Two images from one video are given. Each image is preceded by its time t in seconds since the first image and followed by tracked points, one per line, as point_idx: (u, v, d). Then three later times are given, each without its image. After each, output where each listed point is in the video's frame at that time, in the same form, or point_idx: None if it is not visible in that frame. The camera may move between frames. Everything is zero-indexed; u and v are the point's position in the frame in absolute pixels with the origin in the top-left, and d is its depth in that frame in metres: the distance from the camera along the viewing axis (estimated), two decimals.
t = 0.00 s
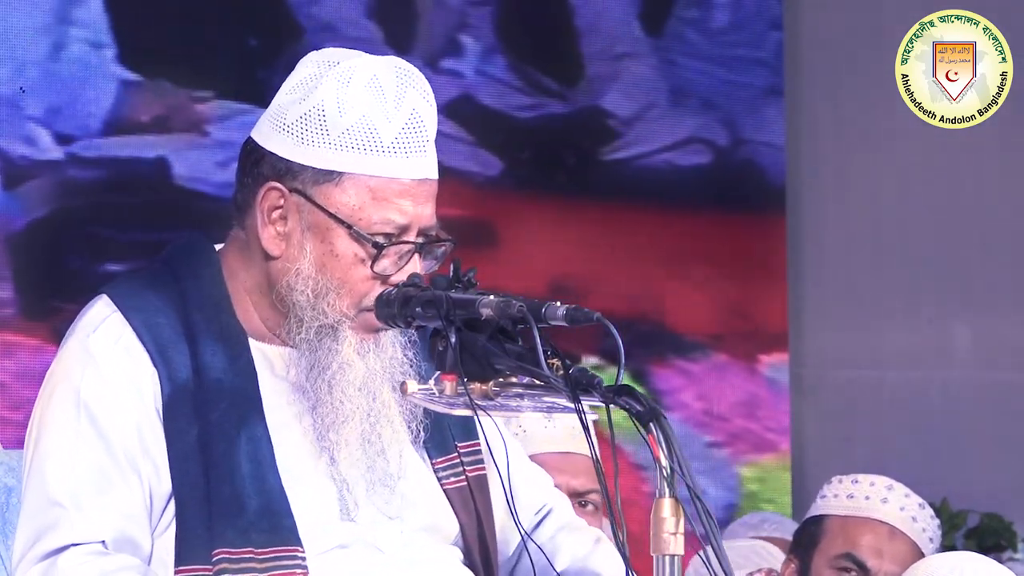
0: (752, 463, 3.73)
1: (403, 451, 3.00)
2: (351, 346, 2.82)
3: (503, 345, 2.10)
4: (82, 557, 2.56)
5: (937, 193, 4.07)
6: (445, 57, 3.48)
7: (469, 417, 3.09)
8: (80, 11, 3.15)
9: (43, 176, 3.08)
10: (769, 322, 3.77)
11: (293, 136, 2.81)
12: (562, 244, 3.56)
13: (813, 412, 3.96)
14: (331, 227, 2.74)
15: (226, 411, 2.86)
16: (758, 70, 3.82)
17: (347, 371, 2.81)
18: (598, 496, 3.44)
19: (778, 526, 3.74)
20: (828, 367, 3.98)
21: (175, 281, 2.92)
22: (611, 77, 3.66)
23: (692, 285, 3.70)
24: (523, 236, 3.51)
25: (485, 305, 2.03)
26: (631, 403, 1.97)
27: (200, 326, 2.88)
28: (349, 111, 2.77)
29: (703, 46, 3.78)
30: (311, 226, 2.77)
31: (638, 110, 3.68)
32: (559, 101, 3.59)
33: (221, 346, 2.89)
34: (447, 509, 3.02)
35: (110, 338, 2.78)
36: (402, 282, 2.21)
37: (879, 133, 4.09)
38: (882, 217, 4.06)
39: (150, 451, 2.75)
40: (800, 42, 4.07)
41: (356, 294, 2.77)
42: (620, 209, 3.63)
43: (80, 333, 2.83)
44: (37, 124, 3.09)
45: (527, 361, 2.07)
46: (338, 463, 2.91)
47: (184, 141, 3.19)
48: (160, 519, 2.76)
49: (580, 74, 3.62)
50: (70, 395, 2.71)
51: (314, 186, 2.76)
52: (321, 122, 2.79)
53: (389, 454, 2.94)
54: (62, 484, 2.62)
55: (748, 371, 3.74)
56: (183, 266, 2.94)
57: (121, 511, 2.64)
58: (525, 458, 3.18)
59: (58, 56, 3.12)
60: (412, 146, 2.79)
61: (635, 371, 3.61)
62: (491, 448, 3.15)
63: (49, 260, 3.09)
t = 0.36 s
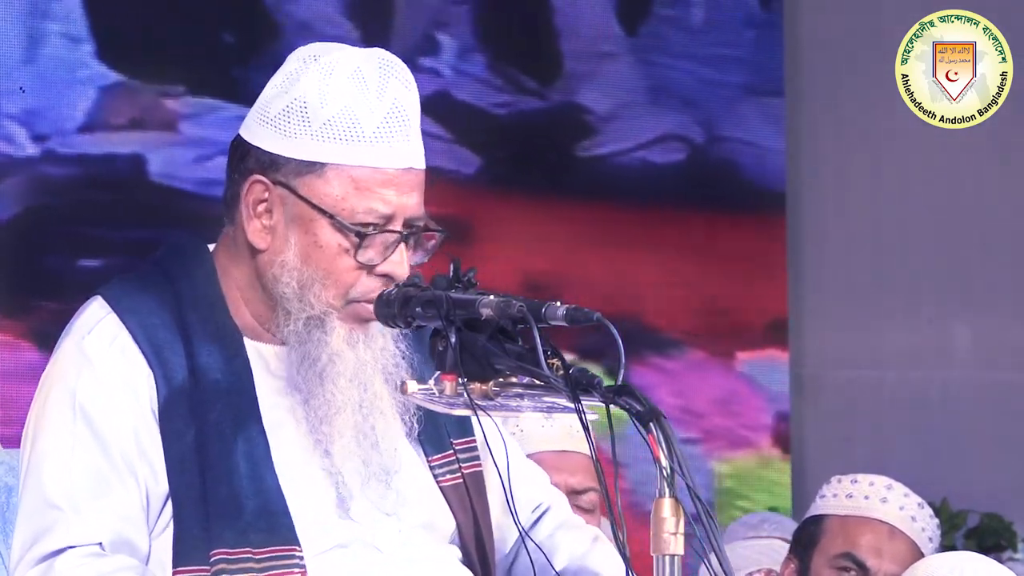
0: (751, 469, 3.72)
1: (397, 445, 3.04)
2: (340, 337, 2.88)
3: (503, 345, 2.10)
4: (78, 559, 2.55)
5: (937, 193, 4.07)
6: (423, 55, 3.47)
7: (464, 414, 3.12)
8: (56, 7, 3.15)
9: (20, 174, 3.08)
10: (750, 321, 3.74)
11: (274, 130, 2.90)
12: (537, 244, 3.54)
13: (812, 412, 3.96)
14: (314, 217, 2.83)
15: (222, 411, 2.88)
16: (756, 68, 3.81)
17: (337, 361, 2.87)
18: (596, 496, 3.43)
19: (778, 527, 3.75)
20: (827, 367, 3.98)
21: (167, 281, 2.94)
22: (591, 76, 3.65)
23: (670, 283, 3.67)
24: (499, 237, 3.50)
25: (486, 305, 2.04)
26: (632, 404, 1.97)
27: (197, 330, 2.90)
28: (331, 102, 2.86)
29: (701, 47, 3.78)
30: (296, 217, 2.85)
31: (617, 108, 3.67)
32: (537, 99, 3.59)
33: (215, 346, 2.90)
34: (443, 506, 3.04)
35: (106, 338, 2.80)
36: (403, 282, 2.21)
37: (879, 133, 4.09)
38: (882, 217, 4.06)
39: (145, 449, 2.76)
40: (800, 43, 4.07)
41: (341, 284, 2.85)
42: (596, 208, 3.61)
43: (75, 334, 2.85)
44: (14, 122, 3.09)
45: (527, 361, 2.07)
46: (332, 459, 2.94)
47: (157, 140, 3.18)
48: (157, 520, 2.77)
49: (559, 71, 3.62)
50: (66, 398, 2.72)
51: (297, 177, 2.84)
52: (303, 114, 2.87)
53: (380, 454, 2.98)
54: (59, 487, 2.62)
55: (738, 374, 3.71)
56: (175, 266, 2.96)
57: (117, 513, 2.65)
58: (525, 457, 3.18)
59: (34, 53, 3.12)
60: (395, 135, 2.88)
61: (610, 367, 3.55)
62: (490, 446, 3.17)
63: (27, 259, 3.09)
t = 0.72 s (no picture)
0: (738, 460, 3.69)
1: (377, 439, 3.12)
2: (297, 339, 3.01)
3: (503, 346, 2.10)
4: (75, 561, 2.75)
5: (937, 193, 4.07)
6: (402, 40, 3.42)
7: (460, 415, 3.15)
8: None
9: None
10: (731, 307, 3.71)
11: (242, 130, 3.01)
12: (513, 229, 3.49)
13: (813, 412, 3.95)
14: (268, 222, 2.94)
15: (215, 413, 3.00)
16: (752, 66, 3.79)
17: (295, 362, 3.01)
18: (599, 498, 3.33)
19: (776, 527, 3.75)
20: (828, 367, 3.98)
21: (162, 286, 3.02)
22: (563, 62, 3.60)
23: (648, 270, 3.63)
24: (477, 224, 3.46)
25: (486, 305, 2.04)
26: (631, 403, 1.97)
27: (190, 338, 3.00)
28: (291, 105, 2.94)
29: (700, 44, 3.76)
30: (252, 219, 2.97)
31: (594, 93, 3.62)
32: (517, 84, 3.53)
33: (207, 352, 3.01)
34: (442, 509, 3.11)
35: (98, 344, 2.93)
36: (403, 282, 2.21)
37: (878, 132, 4.09)
38: (882, 216, 4.06)
39: (139, 451, 2.89)
40: (800, 43, 4.07)
41: (294, 287, 2.96)
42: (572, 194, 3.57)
43: (69, 337, 2.96)
44: None
45: (527, 361, 2.07)
46: (292, 462, 3.03)
47: (142, 124, 3.11)
48: (153, 522, 2.88)
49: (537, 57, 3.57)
50: (60, 404, 2.87)
51: (254, 178, 2.97)
52: (265, 114, 2.98)
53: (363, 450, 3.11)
54: (54, 491, 2.80)
55: (719, 361, 3.68)
56: (170, 271, 3.04)
57: (112, 516, 2.81)
58: (524, 458, 3.21)
59: (9, 31, 3.04)
60: (347, 140, 2.95)
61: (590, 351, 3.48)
62: (490, 448, 3.19)
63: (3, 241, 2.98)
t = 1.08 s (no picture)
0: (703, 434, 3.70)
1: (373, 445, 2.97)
2: (291, 344, 2.83)
3: (503, 346, 2.10)
4: (71, 564, 2.43)
5: (937, 193, 4.07)
6: (375, 17, 3.46)
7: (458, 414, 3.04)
8: None
9: None
10: (708, 286, 3.73)
11: (235, 137, 2.84)
12: (499, 211, 3.54)
13: (812, 411, 3.95)
14: (262, 230, 2.74)
15: (214, 418, 2.80)
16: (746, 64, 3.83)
17: (285, 370, 2.83)
18: (593, 493, 3.50)
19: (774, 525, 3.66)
20: (828, 366, 3.98)
21: (160, 286, 2.88)
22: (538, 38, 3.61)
23: (631, 252, 3.66)
24: (465, 204, 3.51)
25: (486, 305, 2.04)
26: (631, 403, 1.97)
27: (188, 343, 2.83)
28: (284, 110, 2.78)
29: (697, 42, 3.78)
30: (246, 226, 2.77)
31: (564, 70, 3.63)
32: (489, 61, 3.55)
33: (204, 357, 2.84)
34: (441, 509, 2.96)
35: (95, 347, 2.71)
36: (402, 283, 2.21)
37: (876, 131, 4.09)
38: (881, 215, 4.06)
39: (138, 457, 2.66)
40: (800, 42, 4.07)
41: (287, 294, 2.76)
42: (561, 174, 3.60)
43: (65, 340, 2.75)
44: None
45: (526, 362, 2.06)
46: (284, 470, 2.87)
47: (107, 96, 3.19)
48: (150, 527, 2.68)
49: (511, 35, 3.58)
50: (56, 406, 2.60)
51: (248, 185, 2.77)
52: (258, 121, 2.81)
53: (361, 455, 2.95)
54: (51, 494, 2.51)
55: (691, 340, 3.70)
56: (167, 271, 2.90)
57: (112, 520, 2.55)
58: (525, 456, 3.08)
59: None
60: (342, 147, 2.77)
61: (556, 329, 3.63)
62: (490, 447, 3.08)
63: None
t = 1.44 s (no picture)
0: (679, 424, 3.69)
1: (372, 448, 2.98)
2: (291, 350, 2.83)
3: (503, 346, 2.10)
4: (73, 565, 2.40)
5: (937, 194, 4.08)
6: (349, 7, 3.46)
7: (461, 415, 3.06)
8: None
9: None
10: (690, 279, 3.73)
11: (239, 140, 2.85)
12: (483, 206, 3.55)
13: (813, 411, 3.96)
14: (263, 232, 2.76)
15: (214, 424, 2.78)
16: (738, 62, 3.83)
17: (284, 375, 2.84)
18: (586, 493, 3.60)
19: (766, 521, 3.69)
20: (827, 366, 3.98)
21: (161, 287, 2.90)
22: (514, 28, 3.61)
23: (612, 248, 3.66)
24: (451, 204, 3.51)
25: (486, 305, 2.05)
26: (631, 404, 1.97)
27: (189, 343, 2.82)
28: (289, 113, 2.79)
29: (687, 41, 3.79)
30: (250, 229, 2.78)
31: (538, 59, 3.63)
32: (464, 52, 3.54)
33: (204, 356, 2.82)
34: (442, 509, 2.98)
35: (97, 346, 2.69)
36: (403, 283, 2.22)
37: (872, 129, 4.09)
38: (880, 215, 4.06)
39: (139, 458, 2.65)
40: (801, 40, 4.08)
41: (289, 298, 2.78)
42: (546, 170, 3.61)
43: (67, 341, 2.73)
44: None
45: (526, 361, 2.07)
46: (285, 475, 2.85)
47: (84, 88, 3.19)
48: (152, 526, 2.68)
49: (484, 27, 3.57)
50: (58, 406, 2.58)
51: (251, 188, 2.78)
52: (262, 123, 2.82)
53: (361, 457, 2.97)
54: (53, 494, 2.48)
55: (667, 333, 3.70)
56: (169, 272, 2.91)
57: (115, 521, 2.53)
58: (525, 456, 3.11)
59: None
60: (346, 149, 2.77)
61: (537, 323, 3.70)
62: (491, 447, 3.11)
63: None
